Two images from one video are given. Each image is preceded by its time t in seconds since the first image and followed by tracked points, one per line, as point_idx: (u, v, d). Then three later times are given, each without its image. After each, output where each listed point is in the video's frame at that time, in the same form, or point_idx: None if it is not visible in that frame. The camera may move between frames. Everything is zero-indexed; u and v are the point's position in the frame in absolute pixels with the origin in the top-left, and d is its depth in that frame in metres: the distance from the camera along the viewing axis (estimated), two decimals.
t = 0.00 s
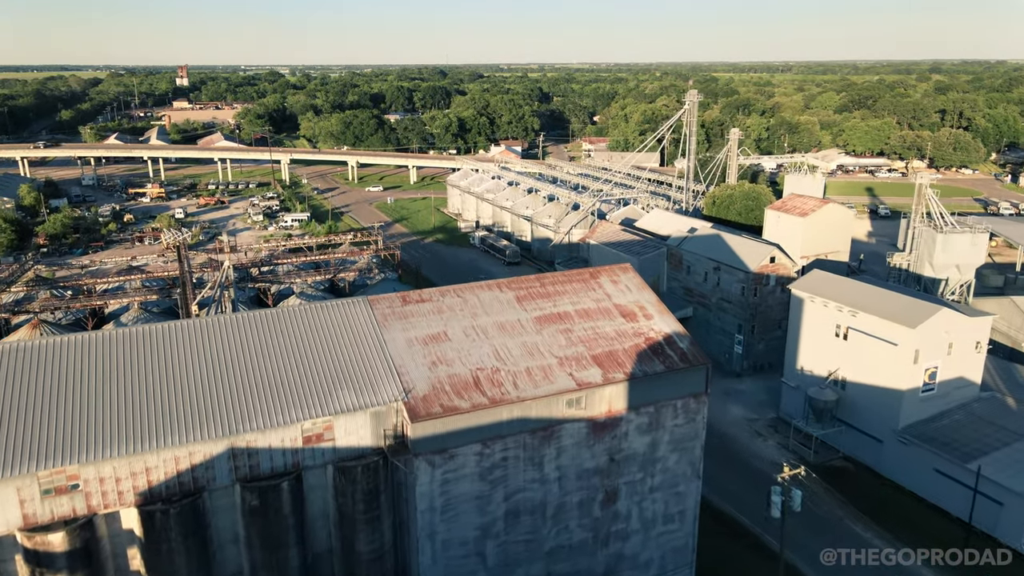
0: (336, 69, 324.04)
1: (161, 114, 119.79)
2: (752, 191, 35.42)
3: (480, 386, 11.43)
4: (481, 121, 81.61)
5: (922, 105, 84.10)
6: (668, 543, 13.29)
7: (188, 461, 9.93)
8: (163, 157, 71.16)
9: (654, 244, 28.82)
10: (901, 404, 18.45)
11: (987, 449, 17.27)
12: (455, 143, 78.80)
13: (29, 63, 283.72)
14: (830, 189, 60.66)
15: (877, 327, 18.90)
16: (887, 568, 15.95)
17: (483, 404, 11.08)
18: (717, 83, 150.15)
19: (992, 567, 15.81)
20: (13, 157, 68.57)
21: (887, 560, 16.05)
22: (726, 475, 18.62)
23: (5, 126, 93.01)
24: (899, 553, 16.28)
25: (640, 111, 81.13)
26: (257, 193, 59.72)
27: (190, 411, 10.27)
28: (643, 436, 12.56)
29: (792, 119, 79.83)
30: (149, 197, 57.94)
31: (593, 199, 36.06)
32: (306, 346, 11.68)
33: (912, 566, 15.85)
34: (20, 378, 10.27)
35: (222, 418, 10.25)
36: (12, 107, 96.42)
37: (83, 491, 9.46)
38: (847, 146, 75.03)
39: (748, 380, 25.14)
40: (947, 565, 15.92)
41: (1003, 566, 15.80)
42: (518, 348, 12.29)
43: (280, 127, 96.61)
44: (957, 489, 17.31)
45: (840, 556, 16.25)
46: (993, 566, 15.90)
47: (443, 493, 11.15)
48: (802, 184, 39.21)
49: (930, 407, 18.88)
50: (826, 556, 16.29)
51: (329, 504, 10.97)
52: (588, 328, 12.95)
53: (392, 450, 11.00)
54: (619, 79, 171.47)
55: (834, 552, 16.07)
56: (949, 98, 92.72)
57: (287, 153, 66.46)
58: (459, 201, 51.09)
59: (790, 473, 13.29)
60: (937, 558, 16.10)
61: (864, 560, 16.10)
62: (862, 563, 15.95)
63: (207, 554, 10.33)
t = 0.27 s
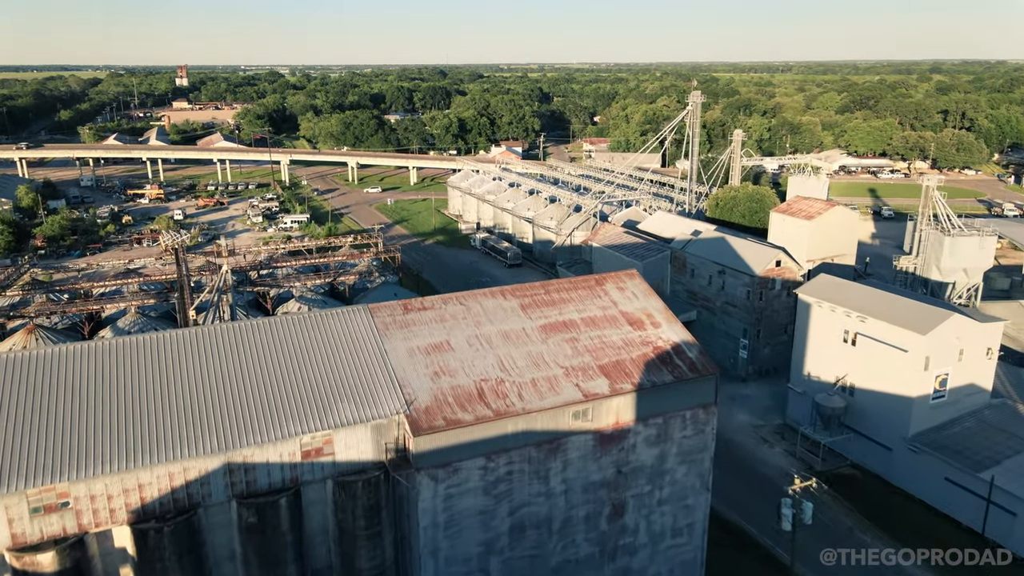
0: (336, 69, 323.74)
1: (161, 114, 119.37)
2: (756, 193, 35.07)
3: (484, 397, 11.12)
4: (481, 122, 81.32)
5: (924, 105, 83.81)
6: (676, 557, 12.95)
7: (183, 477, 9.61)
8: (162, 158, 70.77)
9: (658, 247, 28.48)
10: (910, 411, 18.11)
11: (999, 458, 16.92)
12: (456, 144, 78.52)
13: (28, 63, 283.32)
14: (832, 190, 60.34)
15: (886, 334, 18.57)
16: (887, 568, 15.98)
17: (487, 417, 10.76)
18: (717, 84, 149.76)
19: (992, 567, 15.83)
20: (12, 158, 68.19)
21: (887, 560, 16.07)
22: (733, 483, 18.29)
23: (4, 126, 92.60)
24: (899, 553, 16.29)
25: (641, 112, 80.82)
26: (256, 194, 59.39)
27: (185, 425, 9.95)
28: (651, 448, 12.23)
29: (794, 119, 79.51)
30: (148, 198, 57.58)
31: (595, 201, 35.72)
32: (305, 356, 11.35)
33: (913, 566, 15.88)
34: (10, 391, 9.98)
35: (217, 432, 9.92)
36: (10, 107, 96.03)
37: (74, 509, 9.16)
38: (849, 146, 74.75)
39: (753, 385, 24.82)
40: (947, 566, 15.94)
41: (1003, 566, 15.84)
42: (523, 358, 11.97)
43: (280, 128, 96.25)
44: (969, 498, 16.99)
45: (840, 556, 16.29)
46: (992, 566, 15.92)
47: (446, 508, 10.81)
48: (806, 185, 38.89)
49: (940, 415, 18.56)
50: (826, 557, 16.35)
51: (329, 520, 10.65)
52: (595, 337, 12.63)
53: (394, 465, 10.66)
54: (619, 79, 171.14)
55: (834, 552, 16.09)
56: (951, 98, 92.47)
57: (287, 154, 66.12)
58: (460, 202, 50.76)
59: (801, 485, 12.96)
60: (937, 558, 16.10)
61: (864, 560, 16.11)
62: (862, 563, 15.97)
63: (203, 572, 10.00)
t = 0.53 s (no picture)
0: (336, 69, 323.68)
1: (160, 115, 118.94)
2: (760, 195, 34.70)
3: (489, 410, 10.80)
4: (482, 122, 81.06)
5: (927, 105, 83.51)
6: (686, 572, 12.60)
7: (176, 494, 9.30)
8: (161, 159, 70.45)
9: (661, 250, 28.16)
10: (921, 419, 17.78)
11: (1012, 468, 16.60)
12: (457, 144, 78.25)
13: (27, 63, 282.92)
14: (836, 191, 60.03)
15: (897, 340, 18.23)
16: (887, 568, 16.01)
17: (492, 430, 10.43)
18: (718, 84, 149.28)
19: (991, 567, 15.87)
20: (10, 159, 67.87)
21: (887, 560, 16.10)
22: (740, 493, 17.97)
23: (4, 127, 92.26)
24: (899, 553, 16.32)
25: (642, 112, 80.55)
26: (256, 195, 59.06)
27: (180, 439, 9.64)
28: (659, 460, 11.89)
29: (797, 120, 79.20)
30: (146, 200, 57.20)
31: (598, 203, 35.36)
32: (304, 367, 11.03)
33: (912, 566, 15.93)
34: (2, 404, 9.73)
35: (212, 447, 9.60)
36: (10, 108, 95.74)
37: (64, 528, 8.87)
38: (852, 147, 74.46)
39: (759, 391, 24.51)
40: (946, 566, 15.96)
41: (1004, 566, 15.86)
42: (529, 368, 11.66)
43: (280, 128, 95.93)
44: (981, 508, 16.69)
45: (840, 556, 16.36)
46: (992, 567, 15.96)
47: (449, 523, 10.49)
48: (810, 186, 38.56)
49: (951, 422, 18.22)
50: (826, 557, 16.46)
51: (328, 536, 10.31)
52: (602, 346, 12.30)
53: (395, 480, 10.32)
54: (620, 80, 170.89)
55: (834, 552, 16.20)
56: (953, 98, 92.22)
57: (287, 155, 65.83)
58: (461, 203, 50.44)
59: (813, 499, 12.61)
60: (937, 558, 16.13)
61: (864, 560, 16.16)
62: (862, 564, 16.03)
63: None
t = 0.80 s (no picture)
0: (335, 69, 323.37)
1: (159, 115, 118.57)
2: (764, 196, 34.37)
3: (493, 423, 10.49)
4: (483, 123, 80.78)
5: (929, 106, 83.21)
6: None
7: (171, 513, 8.98)
8: (160, 159, 70.12)
9: (665, 253, 27.83)
10: (932, 427, 17.43)
11: None
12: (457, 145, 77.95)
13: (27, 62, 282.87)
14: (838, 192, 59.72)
15: (907, 346, 17.91)
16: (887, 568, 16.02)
17: (496, 444, 10.13)
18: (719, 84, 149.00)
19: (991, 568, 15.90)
20: (9, 160, 67.54)
21: (887, 561, 16.10)
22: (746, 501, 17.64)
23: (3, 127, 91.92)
24: (899, 553, 16.32)
25: (643, 113, 80.24)
26: (256, 196, 58.73)
27: (174, 456, 9.32)
28: (668, 473, 11.56)
29: (799, 120, 78.88)
30: (145, 200, 56.87)
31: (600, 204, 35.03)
32: (303, 378, 10.72)
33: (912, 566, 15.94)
34: None
35: (208, 464, 9.29)
36: (9, 108, 95.40)
37: (53, 548, 8.56)
38: (854, 148, 74.14)
39: (764, 396, 24.16)
40: (946, 566, 15.97)
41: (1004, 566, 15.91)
42: (534, 379, 11.33)
43: (280, 129, 95.59)
44: (991, 517, 16.42)
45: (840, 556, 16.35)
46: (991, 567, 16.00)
47: (452, 540, 10.15)
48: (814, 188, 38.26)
49: (962, 430, 17.89)
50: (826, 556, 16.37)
51: (328, 554, 9.98)
52: (609, 356, 11.98)
53: (397, 496, 9.99)
54: (620, 80, 170.59)
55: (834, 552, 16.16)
56: (955, 98, 91.94)
57: (286, 155, 65.54)
58: (462, 205, 50.10)
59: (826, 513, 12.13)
60: (937, 558, 16.14)
61: (864, 560, 16.15)
62: (862, 564, 16.02)
63: None
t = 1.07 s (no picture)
0: (335, 70, 323.17)
1: (159, 115, 118.17)
2: (768, 198, 34.02)
3: (498, 437, 10.16)
4: (483, 124, 80.49)
5: (931, 106, 82.87)
6: None
7: (164, 533, 8.70)
8: (159, 161, 69.78)
9: (669, 256, 27.49)
10: (943, 435, 17.10)
11: None
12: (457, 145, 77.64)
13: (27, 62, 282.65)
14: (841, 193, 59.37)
15: (917, 354, 17.58)
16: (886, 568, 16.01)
17: (502, 459, 9.79)
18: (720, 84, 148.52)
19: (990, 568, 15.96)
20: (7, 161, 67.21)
21: (887, 560, 16.08)
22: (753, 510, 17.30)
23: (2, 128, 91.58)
24: (899, 553, 16.31)
25: (644, 113, 79.90)
26: (255, 198, 58.39)
27: (168, 474, 9.04)
28: (677, 488, 11.23)
29: (801, 120, 78.53)
30: (144, 202, 56.52)
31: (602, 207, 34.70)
32: (303, 389, 10.43)
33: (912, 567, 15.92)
34: None
35: (203, 481, 9.00)
36: (8, 109, 95.08)
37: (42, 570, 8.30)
38: (856, 148, 73.80)
39: (770, 401, 23.83)
40: (946, 566, 16.00)
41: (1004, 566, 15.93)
42: (540, 391, 11.00)
43: (280, 129, 95.23)
44: (1003, 527, 16.09)
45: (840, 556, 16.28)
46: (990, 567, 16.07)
47: (455, 558, 9.83)
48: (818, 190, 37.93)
49: (974, 438, 17.55)
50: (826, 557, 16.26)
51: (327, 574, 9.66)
52: (617, 367, 11.64)
53: (399, 514, 9.67)
54: (621, 80, 170.19)
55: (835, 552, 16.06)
56: (957, 99, 91.63)
57: (286, 156, 65.22)
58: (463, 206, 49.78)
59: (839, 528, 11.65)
60: (937, 558, 16.15)
61: (864, 560, 16.10)
62: (862, 564, 15.97)
63: None
